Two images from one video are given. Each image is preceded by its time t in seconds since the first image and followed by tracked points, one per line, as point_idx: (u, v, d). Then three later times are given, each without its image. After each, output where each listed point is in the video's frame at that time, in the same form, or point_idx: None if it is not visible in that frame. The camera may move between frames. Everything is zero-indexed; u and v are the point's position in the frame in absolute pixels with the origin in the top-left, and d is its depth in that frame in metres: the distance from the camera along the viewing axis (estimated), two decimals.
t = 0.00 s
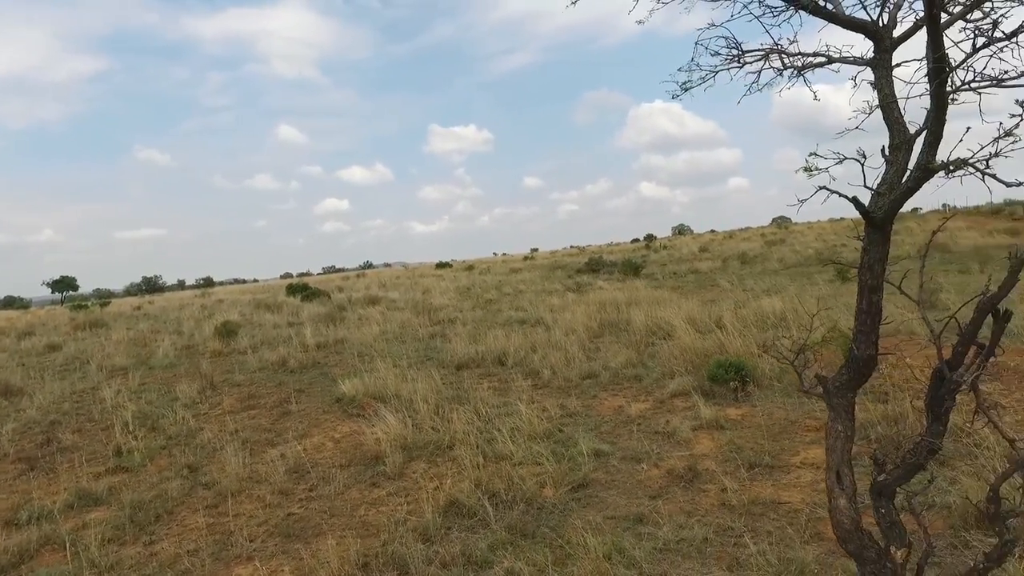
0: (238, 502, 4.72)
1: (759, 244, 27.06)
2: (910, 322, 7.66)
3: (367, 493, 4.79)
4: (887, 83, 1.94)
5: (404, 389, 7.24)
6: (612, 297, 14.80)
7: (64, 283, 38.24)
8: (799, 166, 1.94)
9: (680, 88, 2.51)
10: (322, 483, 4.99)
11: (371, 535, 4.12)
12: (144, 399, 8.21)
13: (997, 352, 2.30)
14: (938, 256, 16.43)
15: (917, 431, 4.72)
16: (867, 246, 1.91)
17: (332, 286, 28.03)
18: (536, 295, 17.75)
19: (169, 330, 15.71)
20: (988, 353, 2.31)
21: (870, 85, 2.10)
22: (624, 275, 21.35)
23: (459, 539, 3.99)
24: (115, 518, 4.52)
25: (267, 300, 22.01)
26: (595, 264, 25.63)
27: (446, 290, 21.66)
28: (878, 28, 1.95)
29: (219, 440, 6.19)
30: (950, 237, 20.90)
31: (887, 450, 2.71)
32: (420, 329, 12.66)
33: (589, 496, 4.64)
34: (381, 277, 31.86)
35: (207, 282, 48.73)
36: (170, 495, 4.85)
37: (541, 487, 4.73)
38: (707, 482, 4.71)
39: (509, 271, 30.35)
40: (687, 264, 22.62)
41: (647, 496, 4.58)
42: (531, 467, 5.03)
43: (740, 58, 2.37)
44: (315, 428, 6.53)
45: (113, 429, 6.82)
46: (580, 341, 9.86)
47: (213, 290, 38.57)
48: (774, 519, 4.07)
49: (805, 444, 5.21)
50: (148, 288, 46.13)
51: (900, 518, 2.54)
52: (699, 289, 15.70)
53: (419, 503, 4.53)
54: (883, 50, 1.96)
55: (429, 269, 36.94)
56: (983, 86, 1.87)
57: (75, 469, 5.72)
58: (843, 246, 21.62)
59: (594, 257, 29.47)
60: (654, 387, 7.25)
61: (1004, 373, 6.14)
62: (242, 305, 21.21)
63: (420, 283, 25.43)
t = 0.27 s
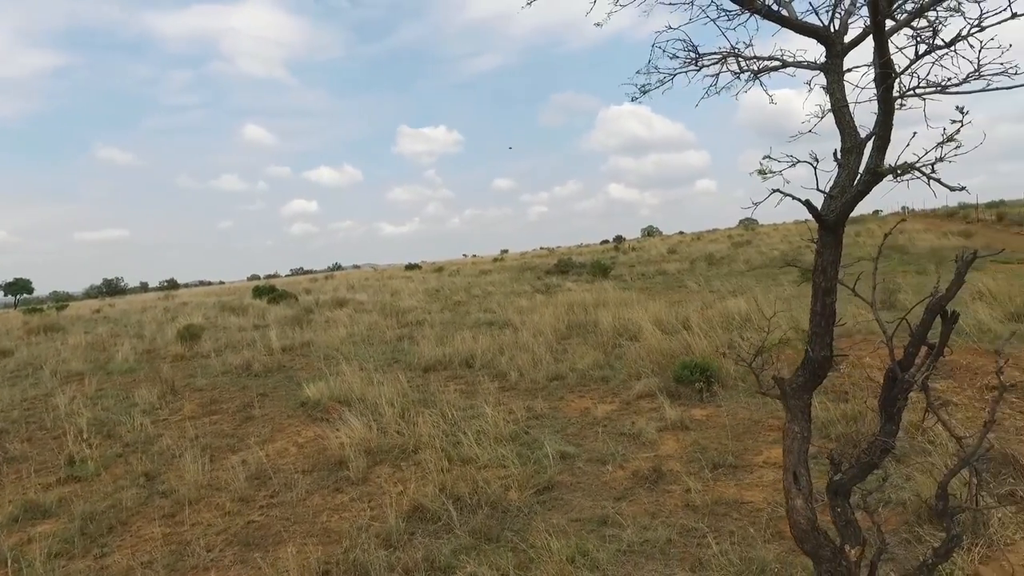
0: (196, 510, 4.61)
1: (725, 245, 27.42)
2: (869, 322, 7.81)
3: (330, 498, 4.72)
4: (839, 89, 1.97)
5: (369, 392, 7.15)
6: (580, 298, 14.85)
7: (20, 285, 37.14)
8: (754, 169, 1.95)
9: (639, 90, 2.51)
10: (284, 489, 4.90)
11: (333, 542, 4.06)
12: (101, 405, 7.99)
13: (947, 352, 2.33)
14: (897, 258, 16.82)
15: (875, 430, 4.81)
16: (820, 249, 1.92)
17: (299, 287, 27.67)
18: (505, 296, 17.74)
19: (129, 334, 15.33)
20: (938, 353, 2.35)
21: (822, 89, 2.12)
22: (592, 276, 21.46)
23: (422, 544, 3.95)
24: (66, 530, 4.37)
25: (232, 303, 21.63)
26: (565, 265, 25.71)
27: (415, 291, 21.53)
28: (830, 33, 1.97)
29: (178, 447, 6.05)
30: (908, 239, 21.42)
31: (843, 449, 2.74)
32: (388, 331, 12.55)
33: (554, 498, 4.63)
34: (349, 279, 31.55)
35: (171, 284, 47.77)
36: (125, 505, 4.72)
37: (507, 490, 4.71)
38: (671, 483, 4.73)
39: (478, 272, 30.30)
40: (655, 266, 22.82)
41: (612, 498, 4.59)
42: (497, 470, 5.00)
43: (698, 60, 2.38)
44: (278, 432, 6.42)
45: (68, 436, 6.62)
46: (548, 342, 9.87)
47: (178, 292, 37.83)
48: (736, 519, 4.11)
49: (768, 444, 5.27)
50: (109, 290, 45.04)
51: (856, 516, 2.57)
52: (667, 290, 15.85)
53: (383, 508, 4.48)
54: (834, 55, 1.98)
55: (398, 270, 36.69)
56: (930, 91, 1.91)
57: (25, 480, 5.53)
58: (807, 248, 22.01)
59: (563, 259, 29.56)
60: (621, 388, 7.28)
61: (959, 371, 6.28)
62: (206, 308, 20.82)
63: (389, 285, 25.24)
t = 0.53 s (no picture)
0: (157, 519, 4.49)
1: (697, 247, 27.69)
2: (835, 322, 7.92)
3: (296, 504, 4.64)
4: (799, 89, 1.97)
5: (338, 395, 7.06)
6: (553, 300, 14.86)
7: None
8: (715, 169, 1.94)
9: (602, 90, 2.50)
10: (248, 495, 4.81)
11: (297, 548, 3.99)
12: (59, 411, 7.77)
13: (904, 351, 2.36)
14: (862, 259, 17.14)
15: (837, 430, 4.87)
16: (780, 250, 1.92)
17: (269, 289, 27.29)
18: (478, 298, 17.69)
19: (92, 337, 14.97)
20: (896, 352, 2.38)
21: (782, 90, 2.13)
22: (565, 277, 21.52)
23: (388, 549, 3.90)
24: (19, 542, 4.23)
25: (200, 305, 21.25)
26: (538, 266, 25.75)
27: (387, 293, 21.38)
28: (789, 34, 1.97)
29: (139, 453, 5.90)
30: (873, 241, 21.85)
31: (804, 448, 2.76)
32: (359, 333, 12.42)
33: (523, 501, 4.61)
34: (321, 280, 31.22)
35: (138, 285, 46.85)
36: (82, 515, 4.58)
37: (475, 492, 4.68)
38: (640, 484, 4.74)
39: (451, 274, 30.20)
40: (627, 267, 22.95)
41: (581, 499, 4.58)
42: (466, 473, 4.96)
43: (660, 60, 2.37)
44: (244, 437, 6.30)
45: (23, 444, 6.42)
46: (519, 344, 9.85)
47: (145, 294, 37.10)
48: (703, 519, 4.12)
49: (735, 444, 5.31)
50: (72, 292, 43.99)
51: (818, 514, 2.59)
52: (638, 291, 15.94)
53: (349, 513, 4.41)
54: (794, 56, 1.99)
55: (371, 272, 36.41)
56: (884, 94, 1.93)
57: None
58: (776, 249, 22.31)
59: (537, 260, 29.58)
60: (591, 389, 7.28)
61: (920, 370, 6.40)
62: (172, 311, 20.43)
63: (361, 286, 25.02)
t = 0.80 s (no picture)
0: (109, 529, 4.36)
1: (664, 248, 27.96)
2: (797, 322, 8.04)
3: (255, 511, 4.54)
4: (752, 91, 1.98)
5: (301, 399, 6.95)
6: (521, 301, 14.85)
7: None
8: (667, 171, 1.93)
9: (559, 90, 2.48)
10: (205, 502, 4.69)
11: (255, 557, 3.90)
12: (10, 419, 7.51)
13: (856, 351, 2.40)
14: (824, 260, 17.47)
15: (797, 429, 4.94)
16: (733, 251, 1.92)
17: (234, 292, 26.82)
18: (446, 299, 17.61)
19: (47, 342, 14.53)
20: (848, 353, 2.42)
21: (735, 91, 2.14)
22: (534, 278, 21.55)
23: (349, 556, 3.84)
24: None
25: (162, 308, 20.79)
26: (507, 268, 25.73)
27: (355, 294, 21.17)
28: (741, 36, 1.98)
29: (92, 461, 5.72)
30: (835, 242, 22.31)
31: (760, 449, 2.78)
32: (325, 336, 12.26)
33: (487, 504, 4.58)
34: (287, 282, 30.80)
35: (99, 286, 45.70)
36: (29, 527, 4.42)
37: (439, 495, 4.63)
38: (604, 485, 4.74)
39: (420, 275, 30.02)
40: (596, 268, 23.06)
41: (545, 501, 4.57)
42: (430, 476, 4.91)
43: (616, 61, 2.36)
44: (203, 443, 6.16)
45: None
46: (486, 346, 9.82)
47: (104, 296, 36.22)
48: (666, 519, 4.14)
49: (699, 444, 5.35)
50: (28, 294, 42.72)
51: (773, 514, 2.61)
52: (606, 292, 16.02)
53: (309, 519, 4.33)
54: (746, 58, 2.00)
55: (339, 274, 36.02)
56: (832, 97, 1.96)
57: None
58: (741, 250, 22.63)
59: (506, 262, 29.57)
60: (557, 390, 7.28)
61: (877, 368, 6.54)
62: (133, 314, 19.95)
63: (329, 288, 24.73)
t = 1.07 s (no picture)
0: (54, 543, 4.20)
1: (630, 250, 28.20)
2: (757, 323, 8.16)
3: (209, 519, 4.43)
4: (701, 93, 1.98)
5: (260, 404, 6.81)
6: (487, 303, 14.82)
7: None
8: (617, 173, 1.92)
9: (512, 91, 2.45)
10: (158, 512, 4.56)
11: (208, 568, 3.80)
12: None
13: (806, 352, 2.42)
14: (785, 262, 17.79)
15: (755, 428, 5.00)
16: (683, 253, 1.91)
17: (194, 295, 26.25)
18: (412, 301, 17.48)
19: None
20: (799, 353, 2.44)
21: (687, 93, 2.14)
22: (501, 280, 21.53)
23: (306, 565, 3.76)
24: None
25: (119, 311, 20.25)
26: (474, 269, 25.67)
27: (320, 297, 20.91)
28: (691, 38, 1.98)
29: (39, 472, 5.52)
30: (795, 244, 22.76)
31: (715, 450, 2.80)
32: (287, 339, 12.07)
33: (448, 508, 4.54)
34: (250, 285, 30.26)
35: (53, 287, 44.36)
36: None
37: (400, 500, 4.57)
38: (565, 487, 4.73)
39: (386, 277, 29.77)
40: (562, 269, 23.13)
41: (506, 505, 4.54)
42: (391, 480, 4.85)
43: (568, 61, 2.34)
44: (157, 450, 5.99)
45: None
46: (451, 348, 9.76)
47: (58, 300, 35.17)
48: (626, 520, 4.14)
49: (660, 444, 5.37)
50: None
51: (727, 515, 2.62)
52: (572, 293, 16.07)
53: (265, 527, 4.24)
54: (696, 61, 1.99)
55: (303, 276, 35.53)
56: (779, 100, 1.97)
57: None
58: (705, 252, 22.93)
59: (473, 263, 29.50)
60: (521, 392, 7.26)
61: (833, 367, 6.66)
62: (88, 317, 19.39)
63: (293, 291, 24.38)
